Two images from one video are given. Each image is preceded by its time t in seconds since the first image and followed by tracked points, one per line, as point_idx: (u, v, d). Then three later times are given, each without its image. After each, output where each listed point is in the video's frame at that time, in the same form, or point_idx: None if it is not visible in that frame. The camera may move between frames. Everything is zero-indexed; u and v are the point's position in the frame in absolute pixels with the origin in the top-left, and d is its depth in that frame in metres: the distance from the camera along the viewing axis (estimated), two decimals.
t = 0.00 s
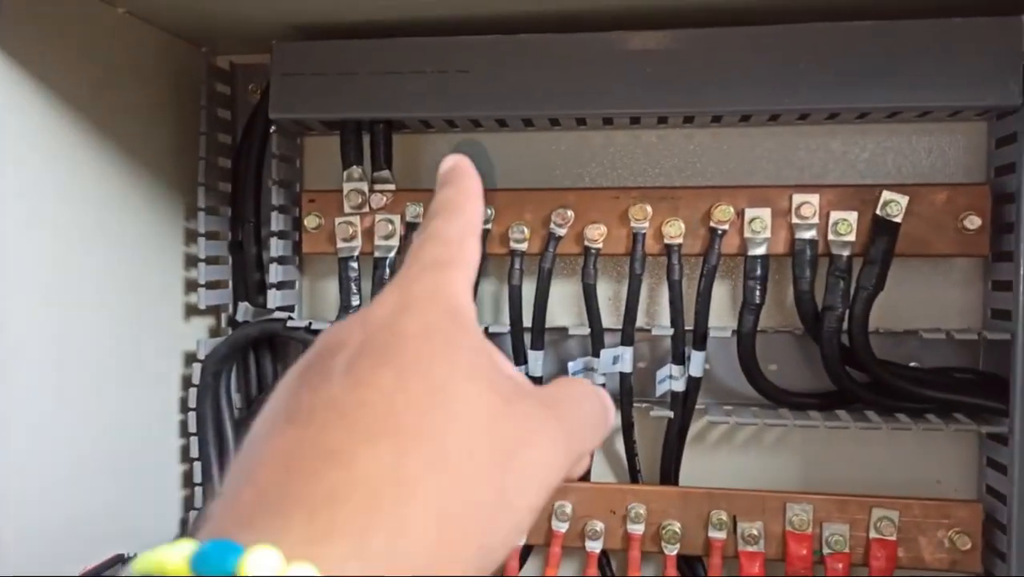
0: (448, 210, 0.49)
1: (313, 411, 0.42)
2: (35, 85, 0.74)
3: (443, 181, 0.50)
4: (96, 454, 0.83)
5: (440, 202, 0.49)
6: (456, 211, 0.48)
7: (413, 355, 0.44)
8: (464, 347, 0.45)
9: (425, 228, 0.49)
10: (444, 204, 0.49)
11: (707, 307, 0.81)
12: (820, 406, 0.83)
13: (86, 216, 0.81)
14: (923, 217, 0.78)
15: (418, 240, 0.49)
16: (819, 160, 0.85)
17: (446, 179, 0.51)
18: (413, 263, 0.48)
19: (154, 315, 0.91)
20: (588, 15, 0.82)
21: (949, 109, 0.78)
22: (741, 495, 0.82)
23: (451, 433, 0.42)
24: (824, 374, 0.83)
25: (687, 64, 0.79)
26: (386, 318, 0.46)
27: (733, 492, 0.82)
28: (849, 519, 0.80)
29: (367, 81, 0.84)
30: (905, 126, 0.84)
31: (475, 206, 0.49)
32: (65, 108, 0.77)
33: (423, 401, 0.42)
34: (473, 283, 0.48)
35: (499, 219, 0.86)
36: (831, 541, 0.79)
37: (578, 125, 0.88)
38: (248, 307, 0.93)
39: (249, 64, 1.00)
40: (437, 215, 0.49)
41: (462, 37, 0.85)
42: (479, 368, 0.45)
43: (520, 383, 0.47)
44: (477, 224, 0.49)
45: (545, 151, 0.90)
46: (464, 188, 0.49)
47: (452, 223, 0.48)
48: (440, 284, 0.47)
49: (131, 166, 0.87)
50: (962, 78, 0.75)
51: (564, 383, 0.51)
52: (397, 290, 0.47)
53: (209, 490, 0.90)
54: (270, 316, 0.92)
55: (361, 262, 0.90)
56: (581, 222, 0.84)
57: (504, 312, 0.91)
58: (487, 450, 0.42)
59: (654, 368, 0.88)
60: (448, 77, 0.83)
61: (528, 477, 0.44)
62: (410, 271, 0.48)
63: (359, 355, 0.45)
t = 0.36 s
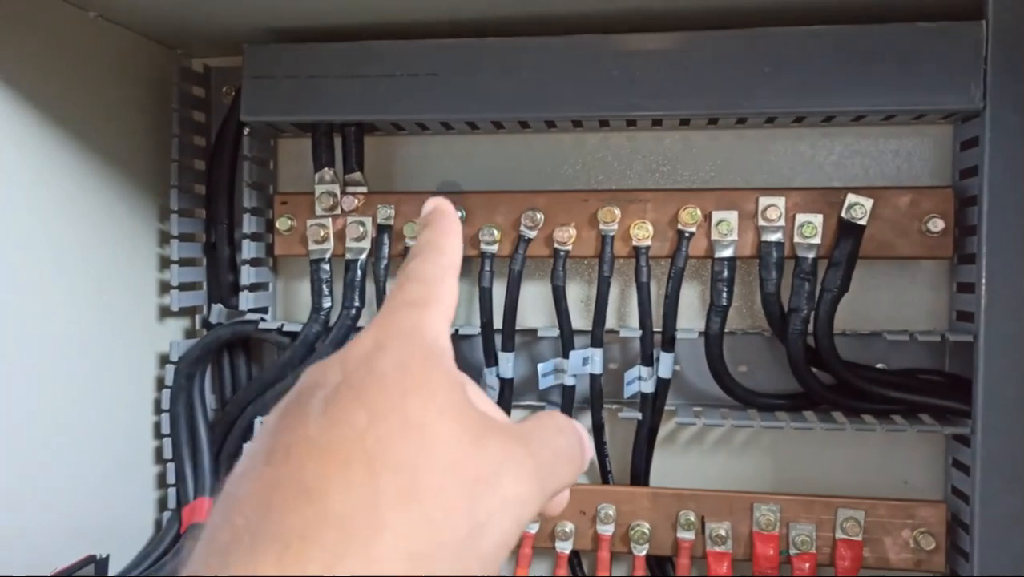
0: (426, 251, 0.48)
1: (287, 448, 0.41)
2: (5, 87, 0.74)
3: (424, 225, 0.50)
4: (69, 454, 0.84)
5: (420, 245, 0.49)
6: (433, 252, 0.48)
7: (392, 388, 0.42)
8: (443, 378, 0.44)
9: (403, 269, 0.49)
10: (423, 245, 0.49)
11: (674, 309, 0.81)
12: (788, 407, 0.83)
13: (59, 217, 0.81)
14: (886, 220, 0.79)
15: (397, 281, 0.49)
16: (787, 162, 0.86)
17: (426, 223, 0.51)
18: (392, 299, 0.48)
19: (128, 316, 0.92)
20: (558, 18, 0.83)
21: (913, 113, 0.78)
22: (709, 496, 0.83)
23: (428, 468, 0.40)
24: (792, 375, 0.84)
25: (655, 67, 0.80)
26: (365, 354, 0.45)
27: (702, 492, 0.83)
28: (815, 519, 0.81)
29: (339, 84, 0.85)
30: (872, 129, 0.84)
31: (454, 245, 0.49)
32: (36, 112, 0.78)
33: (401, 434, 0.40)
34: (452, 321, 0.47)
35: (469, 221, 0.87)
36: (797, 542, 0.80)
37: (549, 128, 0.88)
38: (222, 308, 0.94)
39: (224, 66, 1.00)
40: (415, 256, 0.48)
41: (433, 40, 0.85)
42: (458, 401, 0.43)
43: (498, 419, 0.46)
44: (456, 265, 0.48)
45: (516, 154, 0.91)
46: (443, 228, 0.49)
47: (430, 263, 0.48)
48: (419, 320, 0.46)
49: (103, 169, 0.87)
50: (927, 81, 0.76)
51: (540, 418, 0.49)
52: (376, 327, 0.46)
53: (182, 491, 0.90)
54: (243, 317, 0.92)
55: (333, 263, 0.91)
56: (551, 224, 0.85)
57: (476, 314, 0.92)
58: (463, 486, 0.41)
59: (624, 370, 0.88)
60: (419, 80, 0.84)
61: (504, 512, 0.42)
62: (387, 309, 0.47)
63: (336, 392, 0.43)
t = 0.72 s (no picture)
0: (439, 289, 0.49)
1: (299, 483, 0.41)
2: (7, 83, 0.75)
3: (436, 264, 0.51)
4: (69, 447, 0.85)
5: (432, 283, 0.49)
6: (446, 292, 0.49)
7: (406, 425, 0.43)
8: (456, 415, 0.44)
9: (415, 305, 0.49)
10: (437, 282, 0.49)
11: (666, 305, 0.82)
12: (779, 402, 0.84)
13: (60, 213, 0.82)
14: (876, 218, 0.80)
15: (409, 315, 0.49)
16: (778, 161, 0.86)
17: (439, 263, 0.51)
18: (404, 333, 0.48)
19: (127, 311, 0.93)
20: (553, 17, 0.84)
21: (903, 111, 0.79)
22: (701, 491, 0.83)
23: (444, 504, 0.41)
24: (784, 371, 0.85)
25: (648, 66, 0.81)
26: (377, 386, 0.45)
27: (694, 487, 0.84)
28: (807, 513, 0.81)
29: (335, 82, 0.86)
30: (863, 128, 0.85)
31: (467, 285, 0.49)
32: (37, 112, 0.79)
33: (416, 470, 0.41)
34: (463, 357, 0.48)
35: (464, 218, 0.88)
36: (788, 536, 0.81)
37: (543, 126, 0.89)
38: (219, 304, 0.95)
39: (221, 64, 1.01)
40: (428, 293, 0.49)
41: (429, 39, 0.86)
42: (471, 439, 0.44)
43: (506, 457, 0.47)
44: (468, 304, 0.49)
45: (511, 152, 0.92)
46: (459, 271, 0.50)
47: (443, 301, 0.48)
48: (433, 356, 0.46)
49: (101, 166, 0.88)
50: (916, 80, 0.76)
51: (548, 457, 0.51)
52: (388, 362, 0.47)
53: (179, 486, 0.91)
54: (240, 313, 0.93)
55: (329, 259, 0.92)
56: (545, 221, 0.86)
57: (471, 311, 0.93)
58: (475, 525, 0.42)
59: (617, 366, 0.89)
60: (414, 78, 0.84)
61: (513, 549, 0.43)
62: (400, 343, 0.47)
63: (347, 425, 0.43)
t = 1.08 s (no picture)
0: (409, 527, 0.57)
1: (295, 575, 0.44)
2: (31, 84, 0.78)
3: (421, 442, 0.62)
4: (90, 435, 0.87)
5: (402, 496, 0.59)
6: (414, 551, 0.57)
7: None
8: None
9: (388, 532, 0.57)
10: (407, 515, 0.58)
11: (670, 298, 0.84)
12: (780, 392, 0.86)
13: (80, 209, 0.85)
14: (874, 213, 0.82)
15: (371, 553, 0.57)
16: (780, 157, 0.89)
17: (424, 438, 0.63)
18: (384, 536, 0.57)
19: (144, 304, 0.95)
20: (560, 19, 0.86)
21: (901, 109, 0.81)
22: (704, 477, 0.86)
23: None
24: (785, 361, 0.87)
25: (653, 66, 0.83)
26: None
27: (697, 473, 0.86)
28: (807, 499, 0.83)
29: (348, 82, 0.88)
30: (862, 125, 0.88)
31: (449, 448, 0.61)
32: (59, 112, 0.81)
33: None
34: None
35: (474, 213, 0.90)
36: (789, 520, 0.83)
37: (550, 123, 0.91)
38: (234, 297, 0.97)
39: (235, 62, 1.03)
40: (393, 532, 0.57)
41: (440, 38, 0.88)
42: None
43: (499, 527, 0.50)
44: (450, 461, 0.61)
45: (519, 149, 0.94)
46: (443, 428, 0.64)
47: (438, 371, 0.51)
48: None
49: (119, 163, 0.90)
50: (912, 80, 0.79)
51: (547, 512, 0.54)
52: (371, 548, 0.57)
53: (196, 474, 0.94)
54: (255, 306, 0.95)
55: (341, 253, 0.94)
56: (552, 216, 0.88)
57: (480, 304, 0.96)
58: None
59: (622, 357, 0.92)
60: (425, 78, 0.87)
61: None
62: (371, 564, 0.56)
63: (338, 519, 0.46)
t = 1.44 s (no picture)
0: None
1: None
2: (54, 54, 0.79)
3: None
4: (111, 402, 0.89)
5: None
6: None
7: None
8: None
9: None
10: None
11: (684, 265, 0.85)
12: (792, 358, 0.87)
13: (102, 178, 0.86)
14: (886, 180, 0.83)
15: None
16: (792, 128, 0.90)
17: None
18: None
19: (162, 273, 0.96)
20: None
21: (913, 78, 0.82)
22: (718, 443, 0.87)
23: None
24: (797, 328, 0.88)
25: (668, 34, 0.84)
26: None
27: (710, 439, 0.87)
28: (820, 464, 0.84)
29: (365, 52, 0.89)
30: (874, 96, 0.89)
31: None
32: (81, 82, 0.82)
33: None
34: None
35: (489, 182, 0.91)
36: (803, 484, 0.84)
37: (564, 95, 0.92)
38: (251, 268, 0.99)
39: (251, 36, 1.04)
40: None
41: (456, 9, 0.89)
42: None
43: None
44: None
45: (534, 120, 0.95)
46: None
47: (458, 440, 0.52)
48: None
49: (138, 133, 0.91)
50: (925, 49, 0.80)
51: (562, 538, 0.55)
52: None
53: (214, 442, 0.95)
54: (272, 275, 0.96)
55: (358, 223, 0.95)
56: (567, 184, 0.89)
57: (494, 273, 0.96)
58: None
59: (636, 325, 0.93)
60: (441, 48, 0.87)
61: None
62: None
63: None
